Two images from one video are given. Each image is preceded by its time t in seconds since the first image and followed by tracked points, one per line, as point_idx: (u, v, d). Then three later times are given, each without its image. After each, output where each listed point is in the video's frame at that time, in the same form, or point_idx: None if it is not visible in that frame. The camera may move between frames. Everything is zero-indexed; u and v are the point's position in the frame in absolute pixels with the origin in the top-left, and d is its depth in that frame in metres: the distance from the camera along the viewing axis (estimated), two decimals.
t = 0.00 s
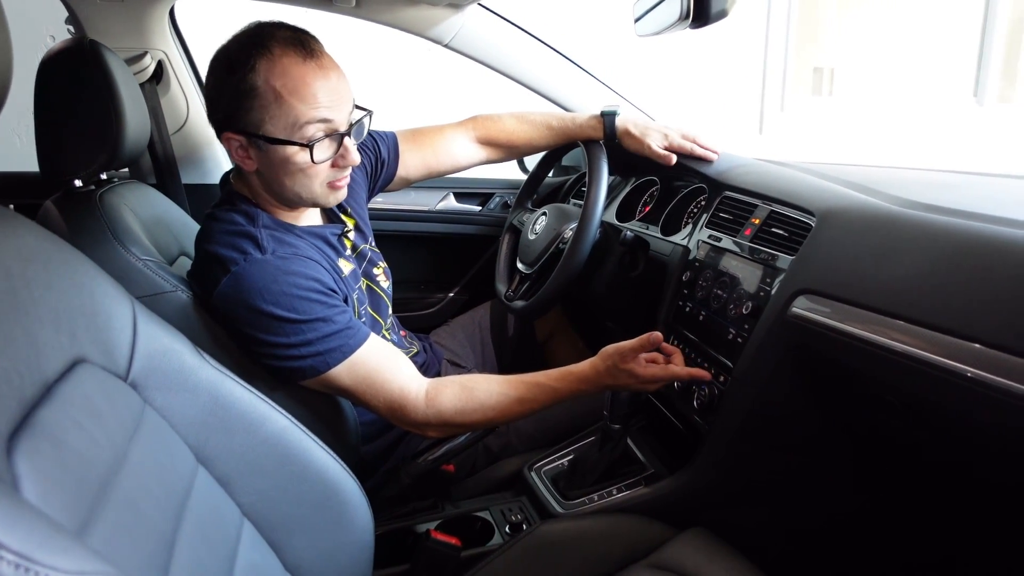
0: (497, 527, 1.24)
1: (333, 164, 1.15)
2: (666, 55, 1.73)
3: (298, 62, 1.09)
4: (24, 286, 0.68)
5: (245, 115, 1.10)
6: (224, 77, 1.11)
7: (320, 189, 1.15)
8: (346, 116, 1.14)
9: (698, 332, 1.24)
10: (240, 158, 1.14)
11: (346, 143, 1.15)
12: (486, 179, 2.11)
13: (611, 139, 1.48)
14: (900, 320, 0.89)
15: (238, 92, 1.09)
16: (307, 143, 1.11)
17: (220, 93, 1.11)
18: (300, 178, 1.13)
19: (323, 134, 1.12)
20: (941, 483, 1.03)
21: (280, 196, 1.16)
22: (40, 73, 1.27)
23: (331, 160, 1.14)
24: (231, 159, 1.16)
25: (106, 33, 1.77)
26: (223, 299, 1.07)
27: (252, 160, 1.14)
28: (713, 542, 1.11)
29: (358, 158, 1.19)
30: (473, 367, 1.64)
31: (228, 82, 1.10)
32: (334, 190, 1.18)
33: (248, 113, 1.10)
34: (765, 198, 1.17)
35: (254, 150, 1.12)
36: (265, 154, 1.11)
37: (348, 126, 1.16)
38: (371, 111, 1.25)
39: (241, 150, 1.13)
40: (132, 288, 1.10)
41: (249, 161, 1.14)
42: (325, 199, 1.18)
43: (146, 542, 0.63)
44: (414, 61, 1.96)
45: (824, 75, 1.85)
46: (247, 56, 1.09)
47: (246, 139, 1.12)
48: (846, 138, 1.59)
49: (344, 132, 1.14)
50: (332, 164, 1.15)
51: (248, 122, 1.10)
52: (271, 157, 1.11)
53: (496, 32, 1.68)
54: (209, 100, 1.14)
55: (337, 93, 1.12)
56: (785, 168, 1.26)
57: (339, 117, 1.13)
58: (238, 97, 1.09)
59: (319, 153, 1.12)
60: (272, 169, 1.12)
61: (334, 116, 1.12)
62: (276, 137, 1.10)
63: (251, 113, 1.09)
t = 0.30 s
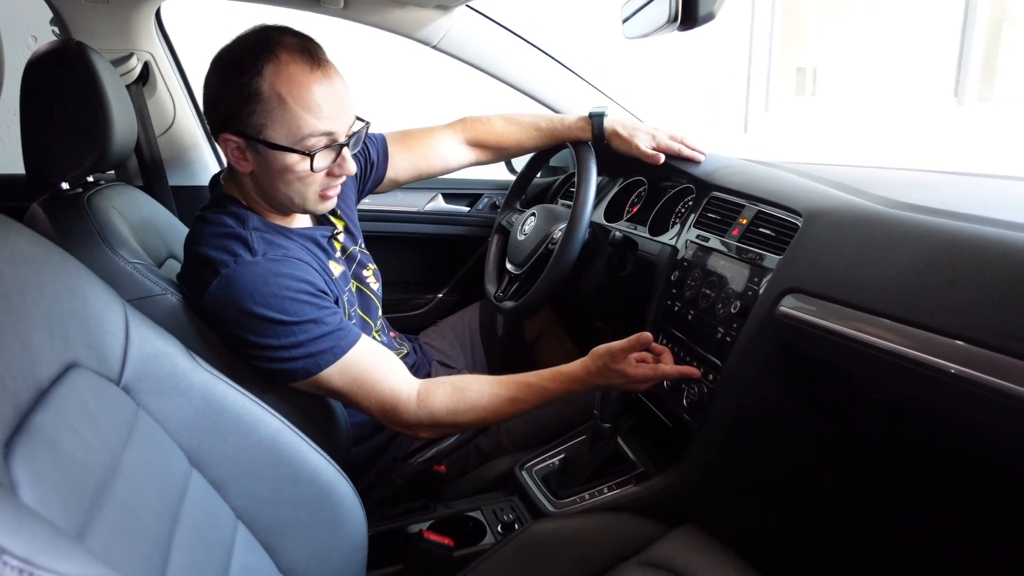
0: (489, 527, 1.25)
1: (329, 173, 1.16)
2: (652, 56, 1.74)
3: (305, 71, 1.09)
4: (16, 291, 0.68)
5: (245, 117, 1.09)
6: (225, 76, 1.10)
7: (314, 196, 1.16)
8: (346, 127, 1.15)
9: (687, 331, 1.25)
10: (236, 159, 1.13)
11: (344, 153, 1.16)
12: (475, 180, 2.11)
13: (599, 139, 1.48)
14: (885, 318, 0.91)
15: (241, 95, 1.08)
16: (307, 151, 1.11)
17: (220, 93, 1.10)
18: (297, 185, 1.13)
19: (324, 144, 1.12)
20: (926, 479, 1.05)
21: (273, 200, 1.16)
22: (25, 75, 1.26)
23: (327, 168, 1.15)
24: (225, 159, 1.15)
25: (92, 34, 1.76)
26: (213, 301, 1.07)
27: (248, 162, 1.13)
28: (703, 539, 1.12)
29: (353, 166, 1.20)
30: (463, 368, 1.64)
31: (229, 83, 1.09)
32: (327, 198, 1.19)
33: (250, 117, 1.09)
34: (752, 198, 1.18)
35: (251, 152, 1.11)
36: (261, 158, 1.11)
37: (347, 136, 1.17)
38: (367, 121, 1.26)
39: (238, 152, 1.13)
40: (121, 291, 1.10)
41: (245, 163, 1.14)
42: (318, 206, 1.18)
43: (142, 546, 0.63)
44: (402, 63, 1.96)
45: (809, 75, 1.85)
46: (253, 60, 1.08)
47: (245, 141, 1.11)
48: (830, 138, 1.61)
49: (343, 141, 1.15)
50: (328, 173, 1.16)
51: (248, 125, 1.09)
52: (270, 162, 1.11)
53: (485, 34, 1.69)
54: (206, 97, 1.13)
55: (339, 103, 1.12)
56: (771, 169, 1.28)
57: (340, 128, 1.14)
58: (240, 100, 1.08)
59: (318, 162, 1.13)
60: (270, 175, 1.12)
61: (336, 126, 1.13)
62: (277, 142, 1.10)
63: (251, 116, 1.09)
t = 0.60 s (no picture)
0: (479, 525, 1.26)
1: (317, 176, 1.16)
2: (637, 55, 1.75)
3: (299, 73, 1.08)
4: (4, 291, 0.67)
5: (235, 115, 1.09)
6: (218, 72, 1.10)
7: (300, 197, 1.17)
8: (337, 132, 1.15)
9: (672, 329, 1.26)
10: (224, 155, 1.14)
11: (333, 157, 1.16)
12: (459, 179, 2.12)
13: (585, 138, 1.49)
14: (865, 312, 0.93)
15: (234, 92, 1.09)
16: (295, 153, 1.11)
17: (214, 86, 1.11)
18: (284, 185, 1.14)
19: (313, 147, 1.12)
20: (909, 470, 1.07)
21: (259, 197, 1.17)
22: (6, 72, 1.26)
23: (316, 171, 1.15)
24: (214, 153, 1.15)
25: (72, 31, 1.73)
26: (194, 297, 1.07)
27: (235, 158, 1.14)
28: (691, 534, 1.14)
29: (342, 169, 1.21)
30: (450, 368, 1.64)
31: (222, 79, 1.09)
32: (312, 199, 1.20)
33: (241, 114, 1.09)
34: (736, 197, 1.20)
35: (239, 149, 1.12)
36: (249, 156, 1.12)
37: (337, 141, 1.17)
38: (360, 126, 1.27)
39: (225, 147, 1.13)
40: (103, 290, 1.12)
41: (233, 158, 1.14)
42: (303, 205, 1.19)
43: (136, 549, 0.63)
44: (386, 61, 1.95)
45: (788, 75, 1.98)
46: (247, 58, 1.08)
47: (233, 138, 1.11)
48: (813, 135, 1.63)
49: (333, 144, 1.15)
50: (316, 175, 1.16)
51: (238, 123, 1.10)
52: (258, 161, 1.11)
53: (469, 32, 1.69)
54: (199, 90, 1.14)
55: (331, 107, 1.12)
56: (755, 167, 1.29)
57: (330, 133, 1.13)
58: (232, 97, 1.09)
59: (306, 164, 1.13)
60: (257, 173, 1.13)
61: (326, 131, 1.13)
62: (266, 142, 1.10)
63: (242, 115, 1.09)
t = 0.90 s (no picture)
0: (473, 525, 1.27)
1: (310, 175, 1.20)
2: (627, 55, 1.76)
3: (299, 72, 1.12)
4: None
5: (233, 112, 1.12)
6: (218, 70, 1.13)
7: (292, 194, 1.21)
8: (332, 133, 1.19)
9: (665, 327, 1.27)
10: (218, 151, 1.17)
11: (327, 157, 1.21)
12: (449, 178, 2.11)
13: (577, 138, 1.50)
14: (852, 308, 0.95)
15: (232, 89, 1.12)
16: (291, 152, 1.15)
17: (211, 84, 1.14)
18: (277, 183, 1.17)
19: (309, 147, 1.16)
20: (900, 465, 1.09)
21: (251, 195, 1.21)
22: None
23: (311, 171, 1.20)
24: (207, 149, 1.18)
25: (60, 29, 1.71)
26: (164, 293, 1.10)
27: (229, 156, 1.17)
28: (686, 531, 1.14)
29: (335, 170, 1.25)
30: (442, 368, 1.64)
31: (221, 75, 1.12)
32: (304, 197, 1.24)
33: (239, 111, 1.12)
34: (728, 195, 1.20)
35: (234, 147, 1.15)
36: (245, 154, 1.15)
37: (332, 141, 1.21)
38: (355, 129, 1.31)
39: (220, 144, 1.16)
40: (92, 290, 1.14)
41: (227, 156, 1.17)
42: (295, 204, 1.24)
43: (132, 553, 0.62)
44: (376, 61, 1.95)
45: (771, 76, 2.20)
46: (247, 55, 1.11)
47: (229, 135, 1.15)
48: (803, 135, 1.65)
49: (328, 146, 1.19)
50: (311, 175, 1.20)
51: (235, 120, 1.13)
52: (253, 159, 1.15)
53: (459, 32, 1.69)
54: (195, 86, 1.16)
55: (329, 109, 1.16)
56: (746, 166, 1.30)
57: (326, 133, 1.18)
58: (230, 94, 1.12)
59: (300, 163, 1.17)
60: (251, 170, 1.16)
61: (322, 131, 1.17)
62: (262, 140, 1.13)
63: (241, 113, 1.12)
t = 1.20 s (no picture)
0: (470, 528, 1.26)
1: (311, 182, 1.19)
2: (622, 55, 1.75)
3: (303, 78, 1.11)
4: None
5: (235, 115, 1.12)
6: (221, 73, 1.12)
7: (293, 202, 1.20)
8: (335, 140, 1.19)
9: (660, 328, 1.27)
10: (219, 155, 1.16)
11: (329, 164, 1.20)
12: (443, 179, 2.10)
13: (573, 138, 1.49)
14: (847, 308, 0.95)
15: (235, 93, 1.11)
16: (293, 158, 1.14)
17: (214, 87, 1.13)
18: (277, 188, 1.16)
19: (310, 153, 1.16)
20: (897, 465, 1.09)
21: (250, 201, 1.19)
22: None
23: (312, 178, 1.19)
24: (208, 152, 1.17)
25: (47, 30, 1.70)
26: (161, 301, 1.09)
27: (230, 159, 1.15)
28: (683, 533, 1.14)
29: (336, 178, 1.24)
30: (437, 370, 1.63)
31: (224, 78, 1.11)
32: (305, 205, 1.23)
33: (241, 115, 1.11)
34: (724, 196, 1.20)
35: (236, 151, 1.14)
36: (245, 158, 1.14)
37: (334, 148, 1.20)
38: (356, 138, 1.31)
39: (221, 147, 1.15)
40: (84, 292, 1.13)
41: (227, 159, 1.16)
42: (295, 212, 1.22)
43: (130, 556, 0.62)
44: (369, 60, 1.94)
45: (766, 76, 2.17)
46: (252, 59, 1.10)
47: (230, 138, 1.14)
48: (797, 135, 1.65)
49: (330, 153, 1.19)
50: (311, 182, 1.20)
51: (236, 124, 1.12)
52: (253, 163, 1.14)
53: (453, 32, 1.68)
54: (197, 88, 1.16)
55: (333, 115, 1.16)
56: (742, 167, 1.29)
57: (328, 140, 1.17)
58: (233, 98, 1.11)
59: (302, 169, 1.16)
60: (251, 175, 1.15)
61: (325, 138, 1.16)
62: (264, 145, 1.12)
63: (244, 118, 1.11)
